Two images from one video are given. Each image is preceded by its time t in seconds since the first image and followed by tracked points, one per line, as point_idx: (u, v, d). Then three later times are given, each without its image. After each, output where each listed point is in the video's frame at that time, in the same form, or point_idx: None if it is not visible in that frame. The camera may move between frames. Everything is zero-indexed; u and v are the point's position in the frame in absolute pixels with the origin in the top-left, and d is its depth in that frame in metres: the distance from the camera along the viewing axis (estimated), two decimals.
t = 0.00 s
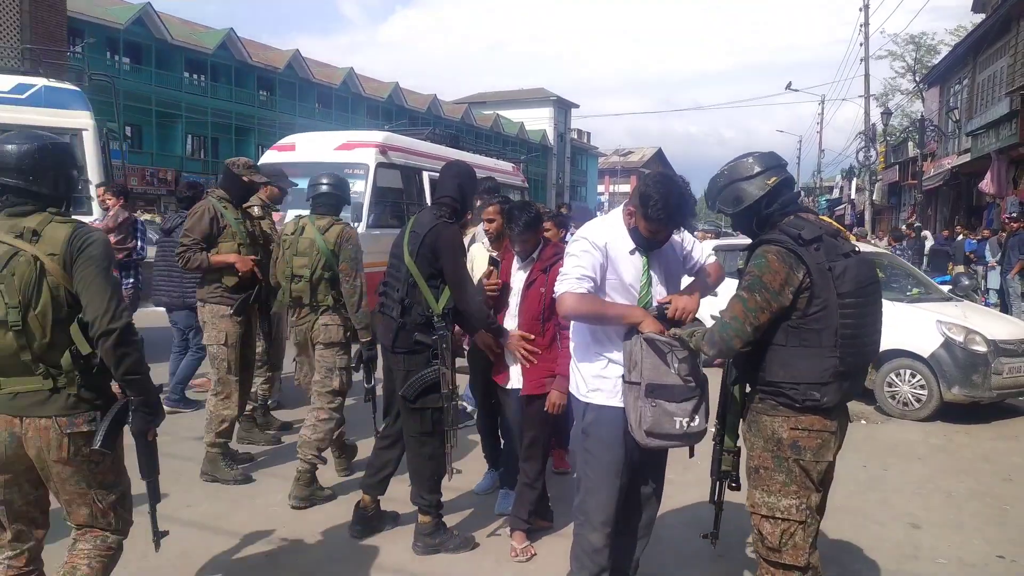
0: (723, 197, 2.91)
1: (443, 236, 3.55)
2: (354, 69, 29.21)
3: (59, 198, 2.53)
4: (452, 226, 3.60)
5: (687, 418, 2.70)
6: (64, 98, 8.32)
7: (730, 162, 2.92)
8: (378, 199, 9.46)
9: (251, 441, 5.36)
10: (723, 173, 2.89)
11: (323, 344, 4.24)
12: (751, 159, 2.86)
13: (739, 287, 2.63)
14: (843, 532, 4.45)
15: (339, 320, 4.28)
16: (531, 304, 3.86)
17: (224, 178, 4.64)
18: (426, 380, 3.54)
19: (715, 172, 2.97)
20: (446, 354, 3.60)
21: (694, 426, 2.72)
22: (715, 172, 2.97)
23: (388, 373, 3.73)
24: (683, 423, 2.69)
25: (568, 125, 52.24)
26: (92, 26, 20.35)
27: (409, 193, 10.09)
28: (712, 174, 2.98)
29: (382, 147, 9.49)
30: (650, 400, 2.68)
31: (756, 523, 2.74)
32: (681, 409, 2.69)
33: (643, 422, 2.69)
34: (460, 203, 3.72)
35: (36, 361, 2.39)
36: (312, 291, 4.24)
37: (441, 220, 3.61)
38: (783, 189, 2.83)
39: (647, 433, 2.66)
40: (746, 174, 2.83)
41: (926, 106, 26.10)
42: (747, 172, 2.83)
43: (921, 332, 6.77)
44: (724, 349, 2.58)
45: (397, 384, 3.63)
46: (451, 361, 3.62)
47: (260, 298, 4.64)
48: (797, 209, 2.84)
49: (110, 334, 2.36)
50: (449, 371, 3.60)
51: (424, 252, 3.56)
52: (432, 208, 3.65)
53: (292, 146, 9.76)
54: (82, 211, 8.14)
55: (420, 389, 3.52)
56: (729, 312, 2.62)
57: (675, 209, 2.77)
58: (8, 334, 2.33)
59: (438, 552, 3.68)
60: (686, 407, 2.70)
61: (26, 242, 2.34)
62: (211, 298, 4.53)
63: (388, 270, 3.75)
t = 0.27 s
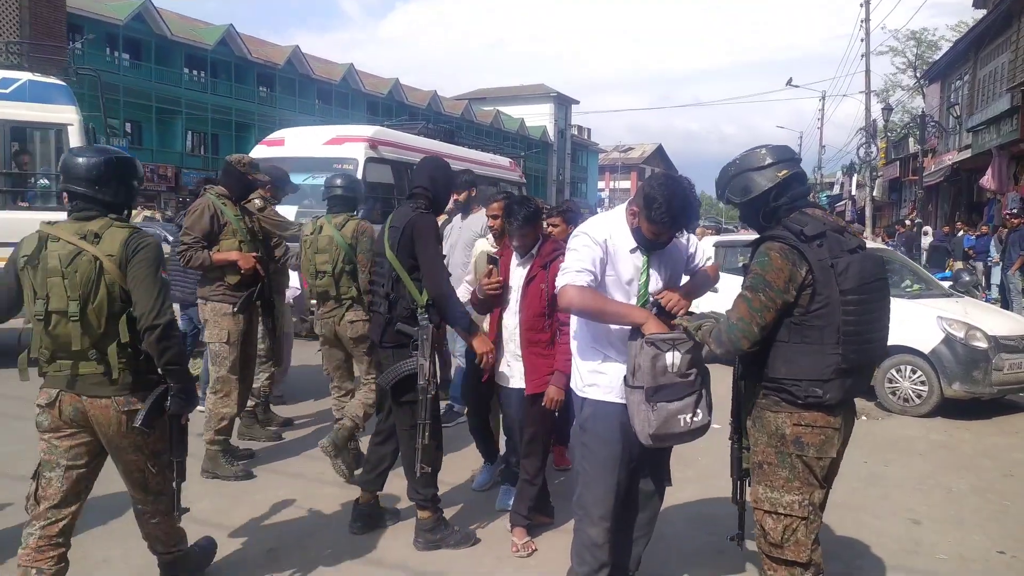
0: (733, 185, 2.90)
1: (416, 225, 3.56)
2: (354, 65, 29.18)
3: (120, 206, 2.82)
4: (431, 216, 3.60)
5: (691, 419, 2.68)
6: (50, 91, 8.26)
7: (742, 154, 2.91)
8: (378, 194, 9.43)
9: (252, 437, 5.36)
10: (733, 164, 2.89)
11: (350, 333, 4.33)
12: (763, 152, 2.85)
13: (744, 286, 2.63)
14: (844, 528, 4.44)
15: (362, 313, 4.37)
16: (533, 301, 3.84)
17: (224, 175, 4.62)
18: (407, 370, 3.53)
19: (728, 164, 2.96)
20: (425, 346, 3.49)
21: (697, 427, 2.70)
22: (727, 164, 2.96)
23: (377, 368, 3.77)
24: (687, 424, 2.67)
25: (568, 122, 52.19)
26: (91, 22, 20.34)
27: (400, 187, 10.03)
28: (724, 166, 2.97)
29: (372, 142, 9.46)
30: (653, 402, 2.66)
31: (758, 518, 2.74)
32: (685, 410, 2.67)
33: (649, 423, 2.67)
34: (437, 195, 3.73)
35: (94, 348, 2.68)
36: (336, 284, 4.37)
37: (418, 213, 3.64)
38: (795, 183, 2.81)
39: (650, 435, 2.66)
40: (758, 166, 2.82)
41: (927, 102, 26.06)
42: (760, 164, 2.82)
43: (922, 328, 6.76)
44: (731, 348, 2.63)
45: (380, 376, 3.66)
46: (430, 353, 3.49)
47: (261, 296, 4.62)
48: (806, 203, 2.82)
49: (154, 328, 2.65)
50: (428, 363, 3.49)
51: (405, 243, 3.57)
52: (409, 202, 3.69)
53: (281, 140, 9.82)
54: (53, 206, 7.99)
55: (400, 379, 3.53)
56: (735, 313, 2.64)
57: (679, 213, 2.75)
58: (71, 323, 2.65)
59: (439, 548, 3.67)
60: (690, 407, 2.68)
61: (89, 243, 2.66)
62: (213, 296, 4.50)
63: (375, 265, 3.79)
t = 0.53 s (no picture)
0: (742, 185, 2.89)
1: (394, 225, 3.63)
2: (356, 68, 29.22)
3: (183, 202, 3.14)
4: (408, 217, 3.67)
5: (709, 415, 2.75)
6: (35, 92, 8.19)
7: (752, 153, 2.90)
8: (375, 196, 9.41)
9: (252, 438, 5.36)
10: (743, 164, 2.87)
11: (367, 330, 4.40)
12: (774, 152, 2.84)
13: (766, 292, 2.59)
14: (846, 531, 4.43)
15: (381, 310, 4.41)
16: (532, 307, 3.68)
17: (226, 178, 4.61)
18: (388, 367, 3.60)
19: (737, 163, 2.95)
20: (407, 344, 3.56)
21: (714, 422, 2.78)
22: (736, 163, 2.95)
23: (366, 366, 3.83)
24: (707, 421, 2.74)
25: (570, 125, 52.22)
26: (94, 24, 20.39)
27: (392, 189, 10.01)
28: (733, 165, 2.96)
29: (365, 142, 9.33)
30: (675, 408, 2.69)
31: (769, 518, 2.73)
32: (704, 408, 2.73)
33: (668, 428, 2.69)
34: (413, 195, 3.78)
35: (157, 329, 2.99)
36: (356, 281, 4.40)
37: (394, 214, 3.71)
38: (802, 186, 2.81)
39: (674, 438, 2.68)
40: (768, 167, 2.81)
41: (929, 105, 26.06)
42: (768, 165, 2.81)
43: (924, 331, 6.75)
44: (759, 354, 2.58)
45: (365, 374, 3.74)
46: (413, 350, 3.56)
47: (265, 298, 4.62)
48: (816, 204, 2.82)
49: (215, 314, 2.98)
50: (410, 361, 3.55)
51: (383, 243, 3.64)
52: (383, 205, 3.76)
53: (275, 140, 9.85)
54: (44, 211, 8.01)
55: (383, 376, 3.61)
56: (760, 319, 2.59)
57: (686, 218, 2.75)
58: (139, 307, 2.96)
59: (440, 550, 3.67)
60: (708, 406, 2.74)
61: (158, 236, 2.97)
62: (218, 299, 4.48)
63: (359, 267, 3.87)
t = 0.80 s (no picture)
0: (752, 184, 2.87)
1: (392, 223, 3.67)
2: (358, 66, 29.21)
3: (214, 205, 3.34)
4: (404, 215, 3.70)
5: (717, 411, 2.74)
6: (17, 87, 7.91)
7: (763, 153, 2.90)
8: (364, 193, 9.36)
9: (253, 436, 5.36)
10: (755, 163, 2.87)
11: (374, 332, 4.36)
12: (786, 153, 2.84)
13: (773, 279, 2.60)
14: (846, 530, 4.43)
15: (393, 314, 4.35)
16: (520, 320, 3.43)
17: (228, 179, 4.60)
18: (388, 363, 3.64)
19: (747, 162, 2.94)
20: (407, 340, 3.62)
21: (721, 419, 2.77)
22: (746, 162, 2.94)
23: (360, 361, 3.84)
24: (716, 417, 2.74)
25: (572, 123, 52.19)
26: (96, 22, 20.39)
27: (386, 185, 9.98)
28: (743, 164, 2.95)
29: (358, 139, 9.39)
30: (684, 403, 2.69)
31: (785, 514, 2.72)
32: (712, 403, 2.73)
33: (677, 424, 2.69)
34: (408, 192, 3.81)
35: (190, 320, 3.22)
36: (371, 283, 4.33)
37: (390, 212, 3.73)
38: (813, 187, 2.81)
39: (683, 432, 2.67)
40: (780, 167, 2.81)
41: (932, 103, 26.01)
42: (782, 164, 2.81)
43: (926, 330, 6.74)
44: (751, 337, 2.61)
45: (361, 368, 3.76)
46: (412, 346, 3.63)
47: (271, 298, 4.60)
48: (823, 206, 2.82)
49: (242, 306, 3.18)
50: (410, 356, 3.61)
51: (378, 241, 3.67)
52: (378, 203, 3.78)
53: (268, 139, 9.78)
54: (37, 207, 7.83)
55: (381, 372, 3.64)
56: (759, 301, 2.61)
57: (691, 217, 2.76)
58: (173, 299, 3.19)
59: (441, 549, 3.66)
60: (716, 401, 2.73)
61: (190, 235, 3.19)
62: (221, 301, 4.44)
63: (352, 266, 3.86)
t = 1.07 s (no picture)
0: (750, 191, 2.87)
1: (415, 226, 3.68)
2: (361, 65, 29.21)
3: (234, 205, 3.60)
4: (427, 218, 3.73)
5: (716, 406, 2.74)
6: None
7: (758, 161, 2.90)
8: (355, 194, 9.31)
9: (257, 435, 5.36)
10: (751, 170, 2.87)
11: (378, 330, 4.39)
12: (780, 159, 2.83)
13: (782, 265, 2.59)
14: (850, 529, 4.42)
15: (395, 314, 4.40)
16: (512, 316, 3.09)
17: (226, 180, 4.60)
18: (405, 364, 3.63)
19: (743, 171, 2.94)
20: (424, 342, 3.62)
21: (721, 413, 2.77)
22: (742, 171, 2.94)
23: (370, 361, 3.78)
24: (713, 410, 2.73)
25: (575, 122, 52.17)
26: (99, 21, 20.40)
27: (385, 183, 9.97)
28: (740, 174, 2.95)
29: (354, 138, 9.36)
30: (682, 394, 2.67)
31: (793, 509, 2.71)
32: (712, 396, 2.72)
33: (673, 413, 2.69)
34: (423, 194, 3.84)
35: (213, 312, 3.46)
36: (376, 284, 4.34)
37: (413, 213, 3.74)
38: (809, 189, 2.79)
39: (677, 423, 2.67)
40: (774, 172, 2.81)
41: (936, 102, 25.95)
42: (776, 170, 2.81)
43: (930, 329, 6.72)
44: (763, 321, 2.57)
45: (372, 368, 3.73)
46: (428, 348, 3.62)
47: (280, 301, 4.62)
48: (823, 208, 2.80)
49: (252, 296, 3.41)
50: (425, 358, 3.60)
51: (401, 241, 3.67)
52: (399, 205, 3.78)
53: (263, 136, 9.72)
54: (13, 204, 7.43)
55: (397, 371, 3.62)
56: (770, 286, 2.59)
57: (700, 215, 2.74)
58: (194, 294, 3.44)
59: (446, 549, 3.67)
60: (716, 394, 2.73)
61: (207, 234, 3.44)
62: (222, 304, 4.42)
63: (364, 268, 3.80)
